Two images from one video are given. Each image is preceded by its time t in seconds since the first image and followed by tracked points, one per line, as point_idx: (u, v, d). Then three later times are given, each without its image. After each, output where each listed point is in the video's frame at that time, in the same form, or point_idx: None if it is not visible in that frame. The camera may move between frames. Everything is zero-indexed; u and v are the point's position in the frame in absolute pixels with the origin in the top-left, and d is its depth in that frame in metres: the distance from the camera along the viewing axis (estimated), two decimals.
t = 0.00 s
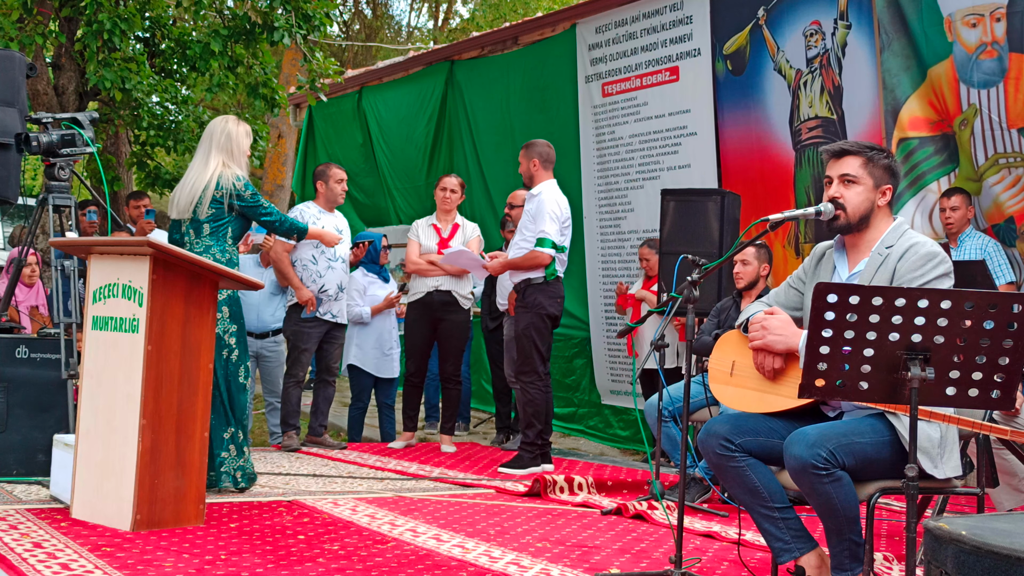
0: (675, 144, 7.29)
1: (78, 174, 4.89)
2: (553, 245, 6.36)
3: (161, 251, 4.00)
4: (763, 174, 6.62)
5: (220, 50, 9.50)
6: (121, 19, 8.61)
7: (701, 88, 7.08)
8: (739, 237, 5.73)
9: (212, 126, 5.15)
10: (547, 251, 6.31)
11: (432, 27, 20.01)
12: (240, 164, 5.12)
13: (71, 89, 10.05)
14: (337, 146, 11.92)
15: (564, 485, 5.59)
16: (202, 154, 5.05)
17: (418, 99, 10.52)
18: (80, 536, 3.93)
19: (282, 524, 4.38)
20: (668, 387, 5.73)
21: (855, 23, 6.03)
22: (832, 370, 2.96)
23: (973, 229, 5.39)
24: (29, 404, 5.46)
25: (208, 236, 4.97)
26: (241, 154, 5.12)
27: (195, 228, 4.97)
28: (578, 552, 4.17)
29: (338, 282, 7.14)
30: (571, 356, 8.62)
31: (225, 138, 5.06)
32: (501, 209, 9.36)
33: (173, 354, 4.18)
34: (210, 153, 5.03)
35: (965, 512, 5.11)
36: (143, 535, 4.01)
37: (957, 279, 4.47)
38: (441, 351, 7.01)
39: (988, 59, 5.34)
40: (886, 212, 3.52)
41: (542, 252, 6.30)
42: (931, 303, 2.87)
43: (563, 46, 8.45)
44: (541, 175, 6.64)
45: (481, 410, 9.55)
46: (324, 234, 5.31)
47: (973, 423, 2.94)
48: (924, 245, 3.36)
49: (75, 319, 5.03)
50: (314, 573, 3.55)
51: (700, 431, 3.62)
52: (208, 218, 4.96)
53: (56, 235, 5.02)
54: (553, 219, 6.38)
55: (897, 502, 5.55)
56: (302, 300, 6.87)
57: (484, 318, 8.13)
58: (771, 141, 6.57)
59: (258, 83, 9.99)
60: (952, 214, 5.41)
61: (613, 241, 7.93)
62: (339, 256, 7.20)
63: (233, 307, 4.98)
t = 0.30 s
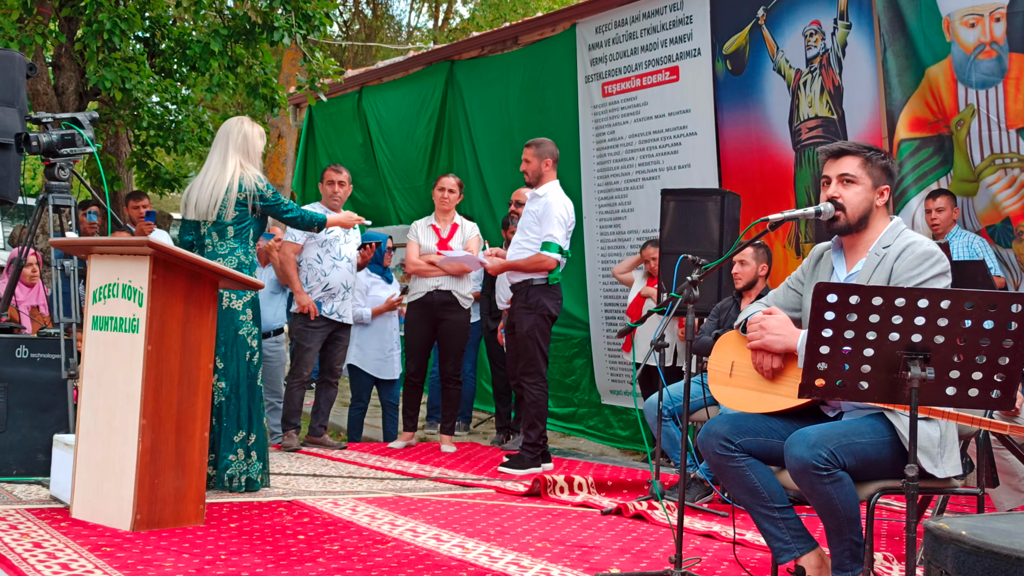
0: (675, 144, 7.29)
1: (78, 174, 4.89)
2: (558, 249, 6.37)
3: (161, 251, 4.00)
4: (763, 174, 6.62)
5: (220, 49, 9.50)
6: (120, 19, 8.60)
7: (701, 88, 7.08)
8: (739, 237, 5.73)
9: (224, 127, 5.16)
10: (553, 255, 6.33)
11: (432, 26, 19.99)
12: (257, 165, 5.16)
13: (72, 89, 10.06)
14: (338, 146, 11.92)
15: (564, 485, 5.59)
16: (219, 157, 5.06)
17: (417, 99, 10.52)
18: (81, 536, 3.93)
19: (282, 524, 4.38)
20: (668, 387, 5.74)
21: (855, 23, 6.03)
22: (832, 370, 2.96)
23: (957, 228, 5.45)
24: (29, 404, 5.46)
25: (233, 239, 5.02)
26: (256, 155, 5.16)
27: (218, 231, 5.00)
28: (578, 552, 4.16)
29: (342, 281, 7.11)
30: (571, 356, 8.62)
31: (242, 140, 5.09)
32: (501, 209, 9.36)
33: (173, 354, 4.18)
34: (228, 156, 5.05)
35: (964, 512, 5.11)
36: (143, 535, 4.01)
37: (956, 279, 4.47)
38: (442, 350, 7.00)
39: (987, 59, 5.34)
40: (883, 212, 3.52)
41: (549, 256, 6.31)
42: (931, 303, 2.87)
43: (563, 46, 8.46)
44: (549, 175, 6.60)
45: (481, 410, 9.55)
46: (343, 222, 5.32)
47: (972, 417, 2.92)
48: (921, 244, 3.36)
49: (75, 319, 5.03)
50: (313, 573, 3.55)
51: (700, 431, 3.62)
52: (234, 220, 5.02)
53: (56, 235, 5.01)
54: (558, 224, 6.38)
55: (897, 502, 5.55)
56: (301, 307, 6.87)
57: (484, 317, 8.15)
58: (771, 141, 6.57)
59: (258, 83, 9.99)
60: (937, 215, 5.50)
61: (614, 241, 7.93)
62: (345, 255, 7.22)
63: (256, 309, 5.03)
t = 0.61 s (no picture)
0: (675, 144, 7.29)
1: (78, 174, 4.89)
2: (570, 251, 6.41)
3: (161, 251, 4.00)
4: (763, 175, 6.61)
5: (220, 50, 9.50)
6: (120, 19, 8.60)
7: (701, 88, 7.08)
8: (740, 237, 5.73)
9: (237, 128, 5.12)
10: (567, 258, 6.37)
11: (432, 26, 19.96)
12: (271, 167, 5.15)
13: (72, 89, 10.06)
14: (338, 146, 11.91)
15: (564, 485, 5.59)
16: (234, 160, 5.04)
17: (417, 98, 10.52)
18: (81, 536, 3.93)
19: (282, 524, 4.38)
20: (668, 387, 5.74)
21: (855, 23, 6.03)
22: (832, 370, 2.96)
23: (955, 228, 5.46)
24: (29, 404, 5.46)
25: (250, 238, 5.03)
26: (271, 156, 5.14)
27: (236, 232, 5.00)
28: (578, 552, 4.16)
29: (344, 280, 7.10)
30: (571, 356, 8.62)
31: (256, 143, 5.06)
32: (500, 209, 9.36)
33: (173, 354, 4.18)
34: (243, 159, 5.04)
35: (964, 512, 5.11)
36: (143, 535, 4.01)
37: (956, 279, 4.47)
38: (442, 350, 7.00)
39: (986, 59, 5.33)
40: (882, 211, 3.52)
41: (564, 260, 6.36)
42: (931, 303, 2.87)
43: (563, 46, 8.46)
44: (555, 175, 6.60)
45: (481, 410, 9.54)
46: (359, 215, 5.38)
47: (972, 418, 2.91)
48: (920, 244, 3.36)
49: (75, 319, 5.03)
50: (313, 573, 3.55)
51: (700, 431, 3.62)
52: (252, 220, 5.02)
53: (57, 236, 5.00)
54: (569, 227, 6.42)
55: (897, 502, 5.55)
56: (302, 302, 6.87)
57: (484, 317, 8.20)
58: (771, 141, 6.57)
59: (258, 83, 9.99)
60: (936, 216, 5.49)
61: (614, 241, 7.93)
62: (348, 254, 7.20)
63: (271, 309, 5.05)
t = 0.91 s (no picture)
0: (675, 144, 7.29)
1: (78, 174, 4.89)
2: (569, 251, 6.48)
3: (161, 251, 4.00)
4: (765, 175, 6.61)
5: (220, 50, 9.50)
6: (120, 19, 8.59)
7: (701, 88, 7.08)
8: (740, 237, 5.73)
9: (248, 128, 5.14)
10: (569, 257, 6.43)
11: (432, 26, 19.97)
12: (281, 167, 5.16)
13: (71, 89, 10.07)
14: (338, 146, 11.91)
15: (564, 485, 5.59)
16: (246, 157, 5.05)
17: (418, 98, 10.52)
18: (80, 536, 3.93)
19: (282, 524, 4.38)
20: (667, 387, 5.74)
21: (855, 23, 6.03)
22: (832, 370, 2.96)
23: (971, 228, 5.37)
24: (29, 404, 5.46)
25: (258, 239, 5.03)
26: (280, 157, 5.16)
27: (244, 232, 5.00)
28: (578, 552, 4.16)
29: (342, 280, 7.12)
30: (571, 356, 8.62)
31: (268, 142, 5.09)
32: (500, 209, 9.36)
33: (173, 355, 4.19)
34: (255, 156, 5.04)
35: (965, 512, 5.11)
36: (143, 536, 4.01)
37: (956, 279, 4.47)
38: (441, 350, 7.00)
39: (986, 59, 5.33)
40: (882, 211, 3.52)
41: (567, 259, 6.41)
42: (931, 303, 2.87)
43: (563, 46, 8.46)
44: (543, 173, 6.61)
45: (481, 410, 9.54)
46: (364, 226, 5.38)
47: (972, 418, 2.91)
48: (920, 242, 3.37)
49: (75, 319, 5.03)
50: (313, 573, 3.55)
51: (700, 431, 3.62)
52: (260, 221, 5.02)
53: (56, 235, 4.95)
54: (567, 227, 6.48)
55: (897, 502, 5.55)
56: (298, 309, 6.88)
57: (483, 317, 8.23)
58: (771, 141, 6.57)
59: (258, 83, 9.99)
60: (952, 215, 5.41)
61: (614, 241, 7.93)
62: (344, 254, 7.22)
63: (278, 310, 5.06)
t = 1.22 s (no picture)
0: (675, 144, 7.29)
1: (78, 174, 4.89)
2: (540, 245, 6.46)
3: (161, 251, 4.00)
4: (765, 176, 6.61)
5: (220, 50, 9.49)
6: (120, 19, 8.59)
7: (701, 88, 7.08)
8: (739, 237, 5.73)
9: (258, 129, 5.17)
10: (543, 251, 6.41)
11: (432, 26, 19.96)
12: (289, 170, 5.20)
13: (72, 89, 10.06)
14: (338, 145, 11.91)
15: (564, 485, 5.59)
16: (259, 155, 5.07)
17: (418, 98, 10.52)
18: (81, 536, 3.93)
19: (282, 524, 4.38)
20: (668, 387, 5.74)
21: (855, 23, 6.03)
22: (832, 370, 2.96)
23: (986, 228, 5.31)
24: (29, 404, 5.46)
25: (262, 240, 5.04)
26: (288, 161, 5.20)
27: (248, 232, 5.00)
28: (578, 552, 4.16)
29: (338, 280, 7.07)
30: (571, 356, 8.61)
31: (279, 143, 5.13)
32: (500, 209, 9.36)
33: (173, 355, 4.19)
34: (268, 156, 5.08)
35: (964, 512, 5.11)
36: (143, 535, 4.01)
37: (956, 279, 4.47)
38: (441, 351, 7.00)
39: (985, 59, 5.33)
40: (882, 211, 3.52)
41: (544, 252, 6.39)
42: (931, 303, 2.87)
43: (563, 46, 8.46)
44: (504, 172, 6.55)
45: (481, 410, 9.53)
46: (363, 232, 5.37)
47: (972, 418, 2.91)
48: (920, 243, 3.37)
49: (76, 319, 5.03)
50: (313, 573, 3.55)
51: (700, 431, 3.62)
52: (265, 221, 5.03)
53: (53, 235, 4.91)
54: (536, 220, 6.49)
55: (897, 502, 5.55)
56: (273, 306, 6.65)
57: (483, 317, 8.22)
58: (771, 141, 6.57)
59: (258, 83, 9.98)
60: (967, 214, 5.36)
61: (614, 241, 7.93)
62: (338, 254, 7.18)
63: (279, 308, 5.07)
